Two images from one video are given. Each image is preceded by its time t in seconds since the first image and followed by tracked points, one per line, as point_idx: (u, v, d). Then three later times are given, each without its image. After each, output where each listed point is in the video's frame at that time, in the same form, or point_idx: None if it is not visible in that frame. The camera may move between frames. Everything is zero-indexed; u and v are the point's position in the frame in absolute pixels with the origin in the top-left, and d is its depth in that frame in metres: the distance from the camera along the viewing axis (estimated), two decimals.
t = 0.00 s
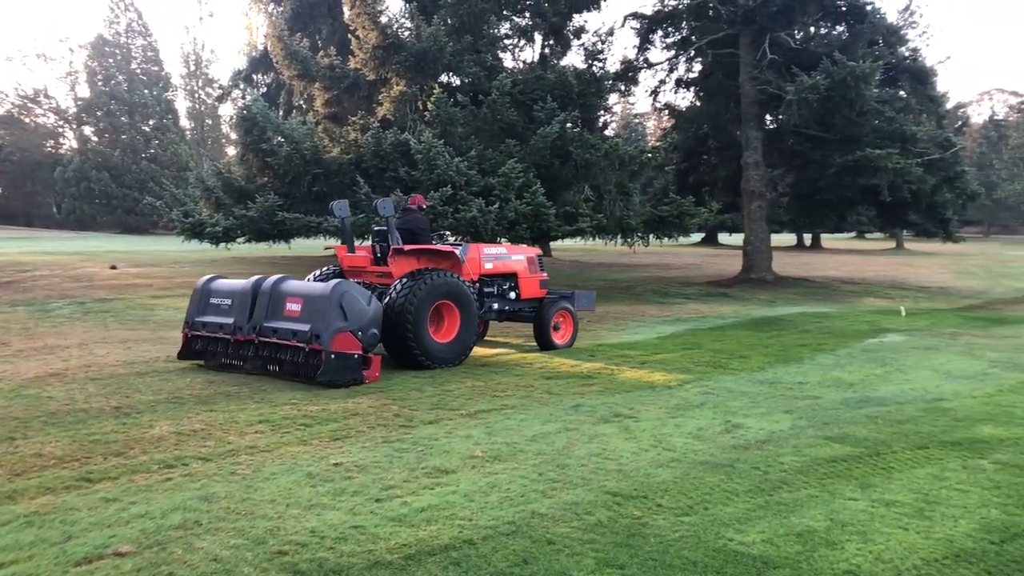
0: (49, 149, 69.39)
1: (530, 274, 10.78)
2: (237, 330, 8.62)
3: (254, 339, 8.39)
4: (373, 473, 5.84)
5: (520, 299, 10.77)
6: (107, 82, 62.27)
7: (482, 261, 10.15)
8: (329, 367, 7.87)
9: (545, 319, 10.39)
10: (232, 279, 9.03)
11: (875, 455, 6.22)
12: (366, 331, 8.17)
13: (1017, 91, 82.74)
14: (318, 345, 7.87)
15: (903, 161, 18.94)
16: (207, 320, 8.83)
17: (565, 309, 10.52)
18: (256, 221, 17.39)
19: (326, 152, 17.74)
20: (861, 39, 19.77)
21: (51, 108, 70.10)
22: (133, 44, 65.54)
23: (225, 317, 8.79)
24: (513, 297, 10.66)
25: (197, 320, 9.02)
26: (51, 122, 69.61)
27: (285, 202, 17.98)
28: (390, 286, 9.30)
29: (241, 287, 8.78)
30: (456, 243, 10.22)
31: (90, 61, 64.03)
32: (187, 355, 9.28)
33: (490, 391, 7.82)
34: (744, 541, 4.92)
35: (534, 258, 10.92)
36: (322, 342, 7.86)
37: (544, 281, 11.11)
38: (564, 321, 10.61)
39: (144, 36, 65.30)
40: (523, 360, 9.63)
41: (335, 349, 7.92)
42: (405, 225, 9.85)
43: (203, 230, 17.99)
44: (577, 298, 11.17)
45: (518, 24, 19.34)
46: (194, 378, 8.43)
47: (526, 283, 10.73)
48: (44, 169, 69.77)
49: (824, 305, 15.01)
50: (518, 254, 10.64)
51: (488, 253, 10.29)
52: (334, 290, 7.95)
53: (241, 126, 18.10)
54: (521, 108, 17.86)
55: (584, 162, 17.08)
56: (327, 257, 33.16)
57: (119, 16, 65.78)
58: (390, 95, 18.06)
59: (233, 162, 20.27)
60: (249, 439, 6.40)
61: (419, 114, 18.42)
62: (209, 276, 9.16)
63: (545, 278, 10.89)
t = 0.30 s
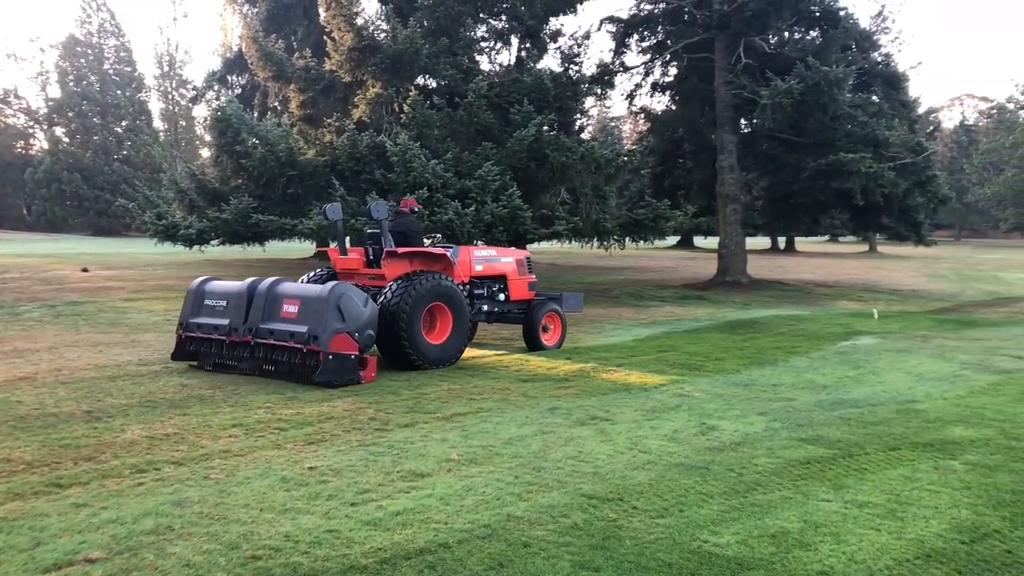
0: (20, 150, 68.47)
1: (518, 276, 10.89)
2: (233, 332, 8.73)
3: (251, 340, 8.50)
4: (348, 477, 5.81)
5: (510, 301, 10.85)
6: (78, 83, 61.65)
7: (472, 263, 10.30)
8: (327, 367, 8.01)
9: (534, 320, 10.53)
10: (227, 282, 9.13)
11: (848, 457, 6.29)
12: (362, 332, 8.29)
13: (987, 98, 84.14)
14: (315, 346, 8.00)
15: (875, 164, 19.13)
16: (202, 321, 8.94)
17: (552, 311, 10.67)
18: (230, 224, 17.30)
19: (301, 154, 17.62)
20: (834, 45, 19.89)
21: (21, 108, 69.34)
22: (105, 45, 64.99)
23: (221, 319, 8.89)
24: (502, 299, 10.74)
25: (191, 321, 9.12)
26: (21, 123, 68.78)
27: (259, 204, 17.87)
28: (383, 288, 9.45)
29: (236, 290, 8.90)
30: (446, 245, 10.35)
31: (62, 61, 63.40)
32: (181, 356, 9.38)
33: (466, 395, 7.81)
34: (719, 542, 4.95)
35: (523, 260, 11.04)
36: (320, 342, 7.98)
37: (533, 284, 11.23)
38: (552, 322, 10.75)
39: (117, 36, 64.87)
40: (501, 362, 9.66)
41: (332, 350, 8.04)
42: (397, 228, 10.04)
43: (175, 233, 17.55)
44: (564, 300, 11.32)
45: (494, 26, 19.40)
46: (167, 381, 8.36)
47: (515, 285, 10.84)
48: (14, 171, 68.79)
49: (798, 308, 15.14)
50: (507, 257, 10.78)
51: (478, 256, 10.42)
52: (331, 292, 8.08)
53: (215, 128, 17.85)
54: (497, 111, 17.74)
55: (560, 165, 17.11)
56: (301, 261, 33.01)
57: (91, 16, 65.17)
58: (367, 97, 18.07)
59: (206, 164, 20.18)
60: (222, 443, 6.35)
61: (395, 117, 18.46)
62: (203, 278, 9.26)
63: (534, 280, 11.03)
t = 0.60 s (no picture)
0: None
1: (508, 279, 11.11)
2: (228, 334, 8.82)
3: (246, 341, 8.60)
4: (323, 481, 5.79)
5: (499, 303, 11.07)
6: (50, 83, 60.93)
7: (463, 266, 10.48)
8: (324, 368, 8.14)
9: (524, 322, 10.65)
10: (221, 284, 9.23)
11: (822, 459, 6.34)
12: (358, 333, 8.46)
13: (959, 103, 85.38)
14: (313, 347, 8.14)
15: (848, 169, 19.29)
16: (196, 324, 9.01)
17: (540, 313, 10.80)
18: (205, 226, 17.14)
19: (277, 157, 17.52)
20: (808, 50, 20.17)
21: None
22: (77, 44, 64.21)
23: (216, 321, 8.98)
24: (492, 301, 10.96)
25: (186, 324, 9.18)
26: None
27: (235, 206, 17.75)
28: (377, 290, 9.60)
29: (232, 292, 9.01)
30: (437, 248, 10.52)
31: (33, 61, 62.64)
32: (174, 358, 9.44)
33: (443, 398, 7.80)
34: (694, 544, 4.97)
35: (512, 263, 11.26)
36: (318, 343, 8.13)
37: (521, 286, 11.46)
38: (540, 324, 10.87)
39: (90, 36, 64.26)
40: (478, 365, 9.70)
41: (330, 351, 8.19)
42: (388, 232, 10.08)
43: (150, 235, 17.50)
44: (552, 302, 11.43)
45: (471, 29, 19.30)
46: (140, 385, 8.28)
47: (504, 287, 11.06)
48: None
49: (774, 310, 15.24)
50: (496, 259, 10.97)
51: (469, 259, 10.62)
52: (329, 294, 8.24)
53: (190, 129, 17.75)
54: (474, 114, 17.81)
55: (537, 168, 17.17)
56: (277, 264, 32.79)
57: (63, 16, 64.49)
58: (343, 100, 17.90)
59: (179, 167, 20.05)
60: (196, 448, 6.31)
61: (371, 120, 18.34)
62: (197, 281, 9.34)
63: (523, 282, 11.24)
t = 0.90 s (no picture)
0: None
1: (496, 280, 11.18)
2: (222, 335, 8.89)
3: (241, 342, 8.67)
4: (298, 484, 5.76)
5: (487, 304, 11.15)
6: (21, 83, 60.14)
7: (452, 268, 10.57)
8: (320, 368, 8.25)
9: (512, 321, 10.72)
10: (215, 286, 9.30)
11: (795, 460, 6.40)
12: (353, 334, 8.57)
13: (929, 108, 86.78)
14: (309, 348, 8.22)
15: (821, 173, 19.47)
16: (190, 325, 9.08)
17: (528, 313, 10.82)
18: (179, 228, 16.95)
19: (252, 158, 17.47)
20: (782, 55, 20.15)
21: None
22: (49, 44, 63.31)
23: (211, 322, 9.04)
24: (480, 303, 11.05)
25: (180, 325, 9.24)
26: None
27: (209, 208, 17.60)
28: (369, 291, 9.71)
29: (227, 294, 9.08)
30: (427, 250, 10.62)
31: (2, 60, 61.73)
32: (166, 359, 9.50)
33: (418, 401, 7.78)
34: (669, 546, 4.99)
35: (500, 265, 11.30)
36: (314, 345, 8.21)
37: (509, 288, 11.53)
38: (528, 325, 10.94)
39: (61, 36, 63.57)
40: (457, 367, 9.72)
41: (326, 352, 8.28)
42: (379, 233, 10.15)
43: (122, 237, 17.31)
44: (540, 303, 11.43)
45: (448, 32, 19.33)
46: (112, 388, 8.19)
47: (492, 289, 11.13)
48: None
49: (748, 313, 15.36)
50: (485, 262, 11.02)
51: (458, 261, 10.69)
52: (325, 296, 8.32)
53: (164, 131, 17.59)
54: (450, 116, 17.83)
55: (513, 171, 17.22)
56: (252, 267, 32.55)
57: (34, 15, 63.70)
58: (319, 101, 17.93)
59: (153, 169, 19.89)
60: (169, 451, 6.26)
61: (347, 121, 18.32)
62: (191, 282, 9.40)
63: (511, 284, 11.32)
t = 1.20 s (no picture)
0: None
1: (485, 281, 11.27)
2: (217, 333, 8.97)
3: (237, 341, 8.74)
4: (272, 486, 5.73)
5: (476, 304, 11.24)
6: None
7: (442, 268, 10.65)
8: (316, 367, 8.29)
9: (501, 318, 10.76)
10: (211, 285, 9.36)
11: (770, 459, 6.45)
12: (349, 333, 8.62)
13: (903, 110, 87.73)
14: (305, 348, 8.28)
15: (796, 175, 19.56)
16: (186, 324, 9.15)
17: (516, 313, 10.89)
18: (152, 227, 16.77)
19: (227, 157, 17.35)
20: (757, 57, 20.34)
21: None
22: (20, 40, 62.28)
23: (207, 321, 9.11)
24: (469, 303, 11.12)
25: (177, 324, 9.32)
26: None
27: (183, 207, 17.44)
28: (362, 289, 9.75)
29: (222, 293, 9.14)
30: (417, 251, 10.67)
31: None
32: (161, 357, 9.61)
33: (395, 401, 7.76)
34: (644, 545, 5.01)
35: (489, 265, 11.41)
36: (310, 344, 8.27)
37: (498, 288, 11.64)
38: (516, 324, 10.97)
39: (32, 33, 62.72)
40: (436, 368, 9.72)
41: (322, 351, 8.34)
42: (372, 234, 10.28)
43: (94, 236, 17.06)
44: (528, 304, 11.47)
45: (425, 32, 19.43)
46: (85, 389, 8.10)
47: (481, 289, 11.23)
48: None
49: (724, 314, 15.47)
50: (474, 262, 11.11)
51: (448, 262, 10.77)
52: (320, 296, 8.38)
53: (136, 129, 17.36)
54: (428, 116, 17.89)
55: (491, 171, 17.26)
56: (227, 266, 32.27)
57: (4, 11, 62.72)
58: (294, 100, 17.64)
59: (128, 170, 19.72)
60: (141, 452, 6.20)
61: (323, 120, 18.22)
62: (186, 282, 9.46)
63: (499, 284, 11.43)
